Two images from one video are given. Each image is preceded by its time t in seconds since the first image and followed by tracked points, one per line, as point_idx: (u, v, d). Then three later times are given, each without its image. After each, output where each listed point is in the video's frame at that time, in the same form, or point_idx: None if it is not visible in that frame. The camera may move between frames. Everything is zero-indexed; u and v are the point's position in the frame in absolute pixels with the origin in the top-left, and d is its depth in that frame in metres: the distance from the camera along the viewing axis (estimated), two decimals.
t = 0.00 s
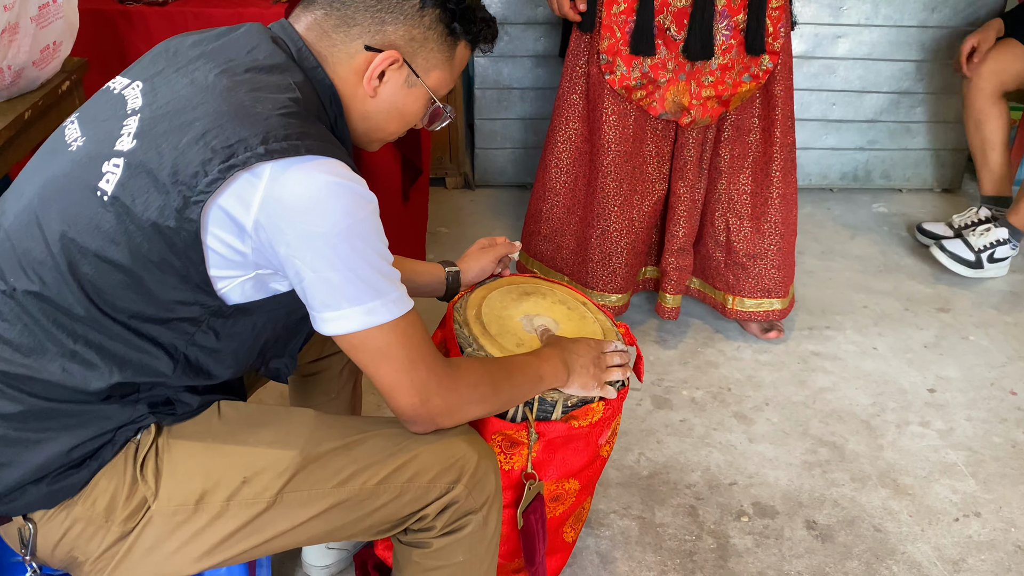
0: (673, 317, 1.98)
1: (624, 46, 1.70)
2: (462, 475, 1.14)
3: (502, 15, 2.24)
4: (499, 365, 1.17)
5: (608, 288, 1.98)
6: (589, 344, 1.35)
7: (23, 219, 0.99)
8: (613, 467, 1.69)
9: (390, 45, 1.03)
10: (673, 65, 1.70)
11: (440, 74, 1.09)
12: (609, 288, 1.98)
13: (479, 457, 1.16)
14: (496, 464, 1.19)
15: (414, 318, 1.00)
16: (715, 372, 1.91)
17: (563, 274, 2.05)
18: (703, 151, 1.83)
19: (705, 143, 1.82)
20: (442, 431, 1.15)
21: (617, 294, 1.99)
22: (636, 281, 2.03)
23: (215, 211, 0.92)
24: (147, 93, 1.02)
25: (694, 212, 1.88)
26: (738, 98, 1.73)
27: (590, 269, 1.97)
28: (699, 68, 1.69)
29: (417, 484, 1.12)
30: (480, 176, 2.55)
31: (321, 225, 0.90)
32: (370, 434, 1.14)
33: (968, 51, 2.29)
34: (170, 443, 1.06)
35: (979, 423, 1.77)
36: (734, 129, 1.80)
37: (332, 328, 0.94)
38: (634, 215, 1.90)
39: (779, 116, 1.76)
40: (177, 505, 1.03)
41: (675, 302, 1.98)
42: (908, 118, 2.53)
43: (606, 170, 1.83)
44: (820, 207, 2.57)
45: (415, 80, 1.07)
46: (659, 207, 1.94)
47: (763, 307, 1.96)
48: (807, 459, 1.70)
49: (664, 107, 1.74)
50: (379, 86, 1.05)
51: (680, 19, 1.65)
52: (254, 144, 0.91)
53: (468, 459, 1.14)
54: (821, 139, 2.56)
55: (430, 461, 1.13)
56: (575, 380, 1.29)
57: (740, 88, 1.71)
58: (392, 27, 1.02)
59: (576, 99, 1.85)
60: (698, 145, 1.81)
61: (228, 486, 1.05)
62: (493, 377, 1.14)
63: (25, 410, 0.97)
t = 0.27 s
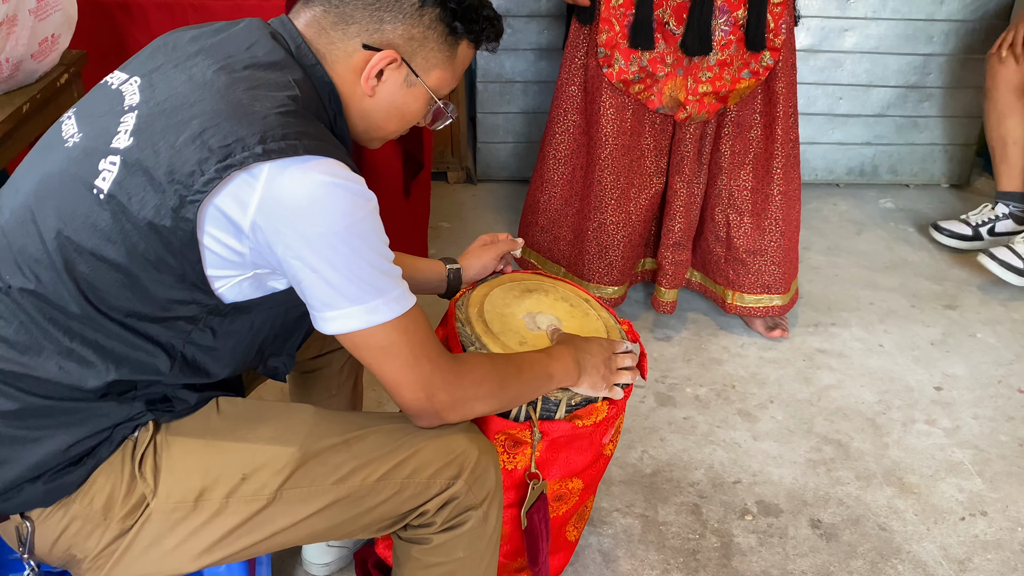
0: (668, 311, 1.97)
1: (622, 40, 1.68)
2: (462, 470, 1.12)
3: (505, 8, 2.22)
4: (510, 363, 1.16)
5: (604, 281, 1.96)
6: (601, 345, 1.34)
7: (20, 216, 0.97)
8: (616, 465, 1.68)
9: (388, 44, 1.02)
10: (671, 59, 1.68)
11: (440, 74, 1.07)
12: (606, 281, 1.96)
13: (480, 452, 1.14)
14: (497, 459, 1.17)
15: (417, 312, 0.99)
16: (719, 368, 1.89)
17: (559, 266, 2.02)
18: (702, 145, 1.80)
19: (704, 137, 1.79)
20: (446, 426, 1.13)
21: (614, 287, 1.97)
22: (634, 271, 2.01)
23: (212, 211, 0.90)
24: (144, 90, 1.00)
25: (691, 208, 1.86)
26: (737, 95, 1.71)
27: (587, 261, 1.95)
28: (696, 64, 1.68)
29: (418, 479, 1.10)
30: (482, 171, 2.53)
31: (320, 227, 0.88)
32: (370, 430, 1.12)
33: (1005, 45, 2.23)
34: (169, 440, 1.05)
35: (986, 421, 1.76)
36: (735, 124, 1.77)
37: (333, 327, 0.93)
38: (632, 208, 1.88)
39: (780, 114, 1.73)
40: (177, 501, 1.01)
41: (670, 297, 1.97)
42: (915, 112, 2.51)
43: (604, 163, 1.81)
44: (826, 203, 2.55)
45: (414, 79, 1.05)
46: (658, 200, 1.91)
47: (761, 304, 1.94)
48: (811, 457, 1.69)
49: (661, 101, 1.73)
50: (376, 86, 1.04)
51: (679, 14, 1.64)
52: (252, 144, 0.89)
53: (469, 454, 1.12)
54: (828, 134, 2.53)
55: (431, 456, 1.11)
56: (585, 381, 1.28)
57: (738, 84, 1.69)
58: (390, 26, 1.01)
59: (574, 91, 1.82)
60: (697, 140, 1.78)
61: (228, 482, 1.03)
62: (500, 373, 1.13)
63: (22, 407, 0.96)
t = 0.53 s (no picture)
0: (668, 313, 1.93)
1: (626, 33, 1.66)
2: (468, 478, 1.09)
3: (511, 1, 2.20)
4: (503, 361, 1.11)
5: (606, 281, 1.93)
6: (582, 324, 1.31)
7: (26, 209, 0.96)
8: (621, 464, 1.66)
9: (397, 40, 1.00)
10: (676, 54, 1.66)
11: (451, 66, 1.05)
12: (609, 281, 1.93)
13: (485, 458, 1.12)
14: (503, 465, 1.14)
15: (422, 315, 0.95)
16: (726, 368, 1.87)
17: (562, 264, 2.00)
18: (706, 142, 1.78)
19: (708, 135, 1.77)
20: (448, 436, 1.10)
21: (617, 287, 1.94)
22: (635, 273, 1.98)
23: (225, 206, 0.89)
24: (153, 83, 0.98)
25: (694, 208, 1.84)
26: (742, 92, 1.68)
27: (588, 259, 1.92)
28: (701, 59, 1.65)
29: (423, 488, 1.08)
30: (486, 166, 2.51)
31: (328, 218, 0.86)
32: (375, 433, 1.10)
33: None
34: (170, 439, 1.02)
35: (997, 422, 1.74)
36: (738, 122, 1.75)
37: (339, 325, 0.90)
38: (635, 206, 1.85)
39: (783, 113, 1.70)
40: (176, 501, 0.99)
41: (672, 298, 1.93)
42: (926, 109, 2.48)
43: (607, 159, 1.79)
44: (835, 200, 2.53)
45: (425, 73, 1.03)
46: (660, 199, 1.89)
47: (758, 308, 1.90)
48: (819, 458, 1.67)
49: (665, 97, 1.70)
50: (387, 80, 1.02)
51: (685, 7, 1.62)
52: (263, 137, 0.87)
53: (475, 462, 1.10)
54: (837, 130, 2.51)
55: (435, 464, 1.08)
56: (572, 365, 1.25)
57: (743, 82, 1.66)
58: (400, 20, 0.99)
59: (580, 86, 1.80)
60: (701, 138, 1.76)
61: (228, 482, 1.01)
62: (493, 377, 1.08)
63: (28, 404, 0.94)
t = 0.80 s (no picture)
0: (679, 318, 1.91)
1: (632, 27, 1.64)
2: (472, 486, 1.08)
3: None
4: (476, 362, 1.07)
5: (610, 281, 1.91)
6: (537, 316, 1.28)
7: (31, 201, 0.93)
8: (627, 465, 1.64)
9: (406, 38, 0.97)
10: (682, 49, 1.64)
11: (456, 53, 1.03)
12: (615, 281, 1.90)
13: (488, 469, 1.09)
14: (509, 474, 1.13)
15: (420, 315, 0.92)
16: (733, 368, 1.85)
17: (568, 261, 1.98)
18: (716, 141, 1.76)
19: (718, 134, 1.75)
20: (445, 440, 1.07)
21: (625, 288, 1.91)
22: (642, 276, 1.96)
23: (229, 198, 0.86)
24: (156, 76, 0.96)
25: (704, 209, 1.81)
26: (750, 89, 1.65)
27: (593, 257, 1.90)
28: (707, 54, 1.63)
29: (424, 495, 1.06)
30: (490, 163, 2.48)
31: (334, 209, 0.83)
32: (377, 438, 1.08)
33: None
34: (168, 437, 1.00)
35: (1008, 424, 1.72)
36: (748, 120, 1.72)
37: (343, 319, 0.87)
38: (640, 205, 1.82)
39: (795, 110, 1.69)
40: (172, 502, 0.97)
41: (683, 304, 1.91)
42: (936, 106, 2.46)
43: (612, 155, 1.76)
44: (843, 197, 2.50)
45: (432, 61, 1.01)
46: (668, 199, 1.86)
47: (773, 315, 1.88)
48: (827, 459, 1.65)
49: (671, 93, 1.68)
50: (395, 69, 1.00)
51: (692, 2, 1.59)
52: (269, 128, 0.85)
53: (478, 472, 1.08)
54: (847, 127, 2.49)
55: (437, 471, 1.06)
56: (541, 356, 1.21)
57: (752, 77, 1.63)
58: (409, 7, 0.96)
59: (586, 80, 1.78)
60: (709, 136, 1.73)
61: (223, 484, 0.99)
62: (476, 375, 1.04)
63: (28, 399, 0.92)
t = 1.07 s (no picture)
0: (686, 314, 1.89)
1: (643, 20, 1.61)
2: (478, 474, 1.06)
3: None
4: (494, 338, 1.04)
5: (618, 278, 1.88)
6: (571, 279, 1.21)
7: (28, 198, 0.91)
8: (633, 465, 1.62)
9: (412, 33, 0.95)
10: (694, 42, 1.61)
11: (459, 45, 1.01)
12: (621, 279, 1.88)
13: (494, 458, 1.08)
14: (513, 464, 1.11)
15: (429, 304, 0.91)
16: (740, 367, 1.83)
17: (573, 260, 1.96)
18: (725, 136, 1.73)
19: (728, 128, 1.73)
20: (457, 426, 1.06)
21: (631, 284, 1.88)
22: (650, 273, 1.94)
23: (227, 194, 0.84)
24: (155, 70, 0.94)
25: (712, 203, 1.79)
26: (761, 82, 1.64)
27: (600, 254, 1.87)
28: (720, 46, 1.60)
29: (430, 483, 1.04)
30: (494, 159, 2.46)
31: (335, 208, 0.81)
32: (382, 429, 1.06)
33: None
34: (172, 435, 0.99)
35: (1019, 425, 1.69)
36: (758, 115, 1.70)
37: (345, 316, 0.86)
38: (650, 201, 1.80)
39: (806, 104, 1.67)
40: (179, 500, 0.95)
41: (690, 299, 1.89)
42: (947, 102, 2.43)
43: (621, 152, 1.74)
44: (853, 195, 2.48)
45: (436, 53, 0.98)
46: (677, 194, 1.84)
47: (783, 310, 1.86)
48: (836, 460, 1.63)
49: (682, 86, 1.65)
50: (400, 61, 0.97)
51: None
52: (268, 122, 0.83)
53: (485, 459, 1.06)
54: (857, 123, 2.46)
55: (443, 460, 1.05)
56: (563, 330, 1.17)
57: (764, 71, 1.61)
58: None
59: (593, 75, 1.76)
60: (720, 130, 1.71)
61: (231, 480, 0.97)
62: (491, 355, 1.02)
63: (27, 397, 0.90)
